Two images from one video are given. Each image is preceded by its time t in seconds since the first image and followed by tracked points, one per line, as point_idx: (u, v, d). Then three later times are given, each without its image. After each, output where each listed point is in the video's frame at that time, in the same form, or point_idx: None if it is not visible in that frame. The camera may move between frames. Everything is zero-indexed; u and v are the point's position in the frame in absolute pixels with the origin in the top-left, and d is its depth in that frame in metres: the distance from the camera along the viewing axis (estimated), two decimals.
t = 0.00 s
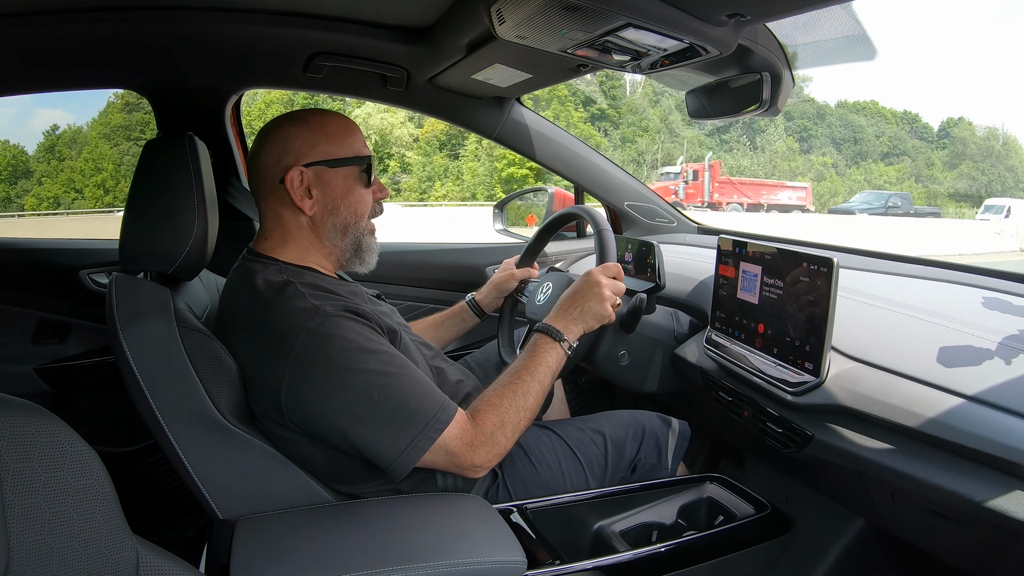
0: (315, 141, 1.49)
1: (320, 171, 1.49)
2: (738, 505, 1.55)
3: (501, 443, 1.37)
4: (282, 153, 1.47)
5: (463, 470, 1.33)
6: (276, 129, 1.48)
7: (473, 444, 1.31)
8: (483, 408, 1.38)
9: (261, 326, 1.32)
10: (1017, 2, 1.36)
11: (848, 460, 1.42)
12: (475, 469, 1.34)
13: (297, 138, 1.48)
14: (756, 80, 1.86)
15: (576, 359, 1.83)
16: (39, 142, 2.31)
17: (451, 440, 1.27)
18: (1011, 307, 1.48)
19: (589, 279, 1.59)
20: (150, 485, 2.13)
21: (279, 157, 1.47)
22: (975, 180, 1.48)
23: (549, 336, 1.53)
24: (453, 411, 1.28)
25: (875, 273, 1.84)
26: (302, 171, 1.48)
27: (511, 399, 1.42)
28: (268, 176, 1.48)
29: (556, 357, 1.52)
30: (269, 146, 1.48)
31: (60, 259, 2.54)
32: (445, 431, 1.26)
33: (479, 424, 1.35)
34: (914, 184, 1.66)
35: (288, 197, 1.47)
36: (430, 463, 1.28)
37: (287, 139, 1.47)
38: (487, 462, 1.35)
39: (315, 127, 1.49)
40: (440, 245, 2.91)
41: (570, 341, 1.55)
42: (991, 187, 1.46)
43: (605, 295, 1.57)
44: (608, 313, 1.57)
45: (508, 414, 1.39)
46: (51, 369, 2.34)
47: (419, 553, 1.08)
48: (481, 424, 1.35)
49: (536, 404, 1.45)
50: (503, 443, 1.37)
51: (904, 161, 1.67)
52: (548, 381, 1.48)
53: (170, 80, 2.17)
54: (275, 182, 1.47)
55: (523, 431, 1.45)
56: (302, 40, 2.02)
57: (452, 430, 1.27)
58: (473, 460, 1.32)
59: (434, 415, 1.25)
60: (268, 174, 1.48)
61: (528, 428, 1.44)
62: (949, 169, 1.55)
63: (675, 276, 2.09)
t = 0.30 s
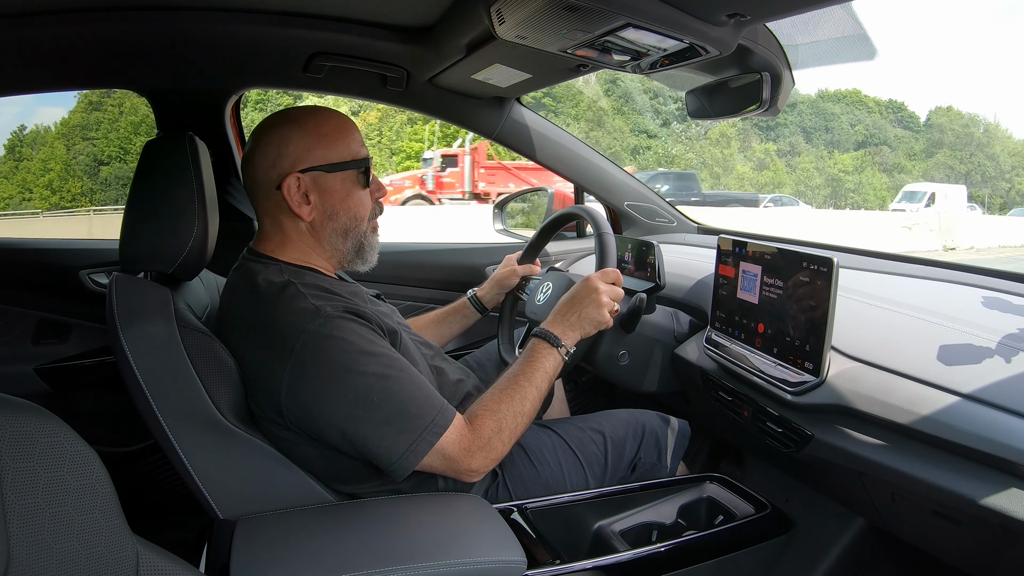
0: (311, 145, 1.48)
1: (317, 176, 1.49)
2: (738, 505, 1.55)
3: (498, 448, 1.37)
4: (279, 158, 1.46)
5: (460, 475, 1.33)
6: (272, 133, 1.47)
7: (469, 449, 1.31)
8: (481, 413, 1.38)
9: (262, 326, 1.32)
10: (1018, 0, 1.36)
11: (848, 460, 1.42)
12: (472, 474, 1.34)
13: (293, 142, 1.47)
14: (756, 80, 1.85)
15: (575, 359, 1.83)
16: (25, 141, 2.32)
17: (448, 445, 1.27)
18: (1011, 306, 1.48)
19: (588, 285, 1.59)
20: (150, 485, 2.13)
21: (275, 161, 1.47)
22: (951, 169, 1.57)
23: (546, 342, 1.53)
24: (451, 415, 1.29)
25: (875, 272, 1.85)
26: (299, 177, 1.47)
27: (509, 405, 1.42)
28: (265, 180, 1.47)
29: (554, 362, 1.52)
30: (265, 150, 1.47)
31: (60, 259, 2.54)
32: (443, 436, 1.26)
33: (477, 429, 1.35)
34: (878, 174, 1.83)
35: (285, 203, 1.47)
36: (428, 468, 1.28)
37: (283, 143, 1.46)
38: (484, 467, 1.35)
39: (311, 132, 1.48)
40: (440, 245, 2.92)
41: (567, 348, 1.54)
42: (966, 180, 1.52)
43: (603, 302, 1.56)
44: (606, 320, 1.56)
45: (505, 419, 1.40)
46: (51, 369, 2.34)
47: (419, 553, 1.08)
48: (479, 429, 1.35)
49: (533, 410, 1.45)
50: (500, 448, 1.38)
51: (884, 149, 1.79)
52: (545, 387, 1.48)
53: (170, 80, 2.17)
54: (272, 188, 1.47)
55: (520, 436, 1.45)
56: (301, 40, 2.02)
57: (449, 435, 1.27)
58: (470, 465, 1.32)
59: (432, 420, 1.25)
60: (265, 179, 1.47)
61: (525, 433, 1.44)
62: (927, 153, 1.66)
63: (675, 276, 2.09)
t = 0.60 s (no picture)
0: (298, 154, 1.48)
1: (304, 184, 1.49)
2: (738, 505, 1.55)
3: (489, 446, 1.37)
4: (267, 167, 1.48)
5: (450, 473, 1.33)
6: (261, 142, 1.49)
7: (460, 447, 1.31)
8: (473, 410, 1.38)
9: (261, 325, 1.32)
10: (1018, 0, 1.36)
11: (848, 460, 1.42)
12: (462, 472, 1.34)
13: (281, 151, 1.48)
14: (756, 80, 1.84)
15: (575, 359, 1.83)
16: (13, 138, 2.41)
17: (440, 443, 1.27)
18: (1011, 306, 1.48)
19: (587, 293, 1.56)
20: (150, 485, 2.13)
21: (265, 170, 1.48)
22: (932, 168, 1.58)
23: (540, 343, 1.53)
24: (444, 411, 1.29)
25: (876, 272, 1.85)
26: (286, 186, 1.48)
27: (502, 403, 1.42)
28: (255, 189, 1.49)
29: (547, 365, 1.52)
30: (255, 159, 1.48)
31: (61, 259, 2.55)
32: (436, 433, 1.26)
33: (469, 426, 1.35)
34: (863, 172, 1.84)
35: (273, 212, 1.48)
36: (419, 465, 1.28)
37: (271, 152, 1.47)
38: (474, 466, 1.35)
39: (297, 140, 1.48)
40: (441, 245, 2.92)
41: (561, 351, 1.54)
42: (938, 174, 1.63)
43: (599, 313, 1.55)
44: (601, 330, 1.56)
45: (497, 418, 1.40)
46: (51, 369, 2.34)
47: (419, 553, 1.08)
48: (471, 426, 1.35)
49: (525, 411, 1.45)
50: (490, 447, 1.38)
51: (857, 142, 1.90)
52: (537, 388, 1.48)
53: (170, 80, 2.17)
54: (261, 197, 1.48)
55: (511, 434, 1.46)
56: (301, 41, 2.02)
57: (441, 432, 1.27)
58: (461, 463, 1.32)
59: (424, 415, 1.25)
60: (254, 188, 1.49)
61: (515, 432, 1.44)
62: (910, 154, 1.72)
63: (675, 277, 2.10)
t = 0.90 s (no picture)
0: (301, 152, 1.48)
1: (307, 183, 1.49)
2: (737, 504, 1.55)
3: (489, 451, 1.37)
4: (271, 164, 1.48)
5: (450, 478, 1.33)
6: (265, 141, 1.49)
7: (460, 452, 1.31)
8: (473, 415, 1.38)
9: (262, 325, 1.32)
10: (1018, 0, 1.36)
11: (848, 459, 1.42)
12: (462, 477, 1.34)
13: (284, 149, 1.48)
14: (756, 80, 1.84)
15: (575, 359, 1.83)
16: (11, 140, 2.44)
17: (440, 448, 1.27)
18: (1010, 306, 1.48)
19: (584, 296, 1.57)
20: (149, 484, 2.12)
21: (268, 168, 1.48)
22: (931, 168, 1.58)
23: (540, 347, 1.53)
24: (445, 417, 1.29)
25: (875, 272, 1.85)
26: (289, 183, 1.48)
27: (502, 408, 1.42)
28: (258, 188, 1.49)
29: (546, 368, 1.52)
30: (259, 157, 1.49)
31: (61, 259, 2.55)
32: (437, 438, 1.26)
33: (469, 431, 1.35)
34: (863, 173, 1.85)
35: (275, 210, 1.48)
36: (418, 469, 1.28)
37: (275, 150, 1.48)
38: (474, 470, 1.35)
39: (300, 140, 1.49)
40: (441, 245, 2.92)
41: (561, 354, 1.54)
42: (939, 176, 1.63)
43: (597, 314, 1.55)
44: (600, 331, 1.55)
45: (497, 423, 1.40)
46: (50, 369, 2.36)
47: (420, 552, 1.08)
48: (471, 431, 1.35)
49: (524, 415, 1.45)
50: (490, 452, 1.38)
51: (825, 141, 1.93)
52: (537, 392, 1.48)
53: (169, 79, 2.17)
54: (264, 195, 1.49)
55: (512, 438, 1.45)
56: (301, 40, 2.03)
57: (442, 437, 1.27)
58: (460, 468, 1.32)
59: (424, 421, 1.25)
60: (257, 186, 1.49)
61: (515, 437, 1.44)
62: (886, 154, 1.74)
63: (675, 277, 2.10)
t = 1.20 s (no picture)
0: (291, 133, 1.50)
1: (302, 161, 1.50)
2: (737, 505, 1.55)
3: (490, 447, 1.37)
4: (263, 149, 1.48)
5: (450, 474, 1.33)
6: (254, 130, 1.50)
7: (463, 447, 1.31)
8: (474, 410, 1.38)
9: (262, 324, 1.32)
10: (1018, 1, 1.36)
11: (848, 459, 1.42)
12: (461, 472, 1.34)
13: (275, 134, 1.50)
14: (756, 80, 1.85)
15: (575, 359, 1.83)
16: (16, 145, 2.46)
17: (443, 442, 1.27)
18: (1010, 306, 1.48)
19: (586, 294, 1.56)
20: (150, 484, 2.13)
21: (260, 154, 1.48)
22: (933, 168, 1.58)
23: (540, 343, 1.52)
24: (447, 411, 1.29)
25: (876, 272, 1.85)
26: (284, 163, 1.49)
27: (503, 404, 1.42)
28: (254, 175, 1.48)
29: (548, 365, 1.52)
30: (250, 147, 1.49)
31: (61, 259, 2.55)
32: (439, 431, 1.26)
33: (470, 426, 1.35)
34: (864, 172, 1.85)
35: (274, 190, 1.48)
36: (421, 465, 1.28)
37: (266, 136, 1.49)
38: (474, 466, 1.35)
39: (288, 122, 1.51)
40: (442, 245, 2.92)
41: (562, 351, 1.54)
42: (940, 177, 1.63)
43: (599, 312, 1.55)
44: (601, 330, 1.56)
45: (499, 419, 1.40)
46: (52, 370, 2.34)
47: (421, 553, 1.08)
48: (472, 426, 1.35)
49: (526, 410, 1.45)
50: (492, 447, 1.38)
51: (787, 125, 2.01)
52: (539, 387, 1.48)
53: (169, 80, 2.17)
54: (261, 180, 1.48)
55: (514, 433, 1.46)
56: (301, 40, 2.02)
57: (444, 432, 1.27)
58: (462, 463, 1.32)
59: (428, 416, 1.25)
60: (251, 174, 1.49)
61: (517, 432, 1.44)
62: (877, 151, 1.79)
63: (676, 277, 2.09)
